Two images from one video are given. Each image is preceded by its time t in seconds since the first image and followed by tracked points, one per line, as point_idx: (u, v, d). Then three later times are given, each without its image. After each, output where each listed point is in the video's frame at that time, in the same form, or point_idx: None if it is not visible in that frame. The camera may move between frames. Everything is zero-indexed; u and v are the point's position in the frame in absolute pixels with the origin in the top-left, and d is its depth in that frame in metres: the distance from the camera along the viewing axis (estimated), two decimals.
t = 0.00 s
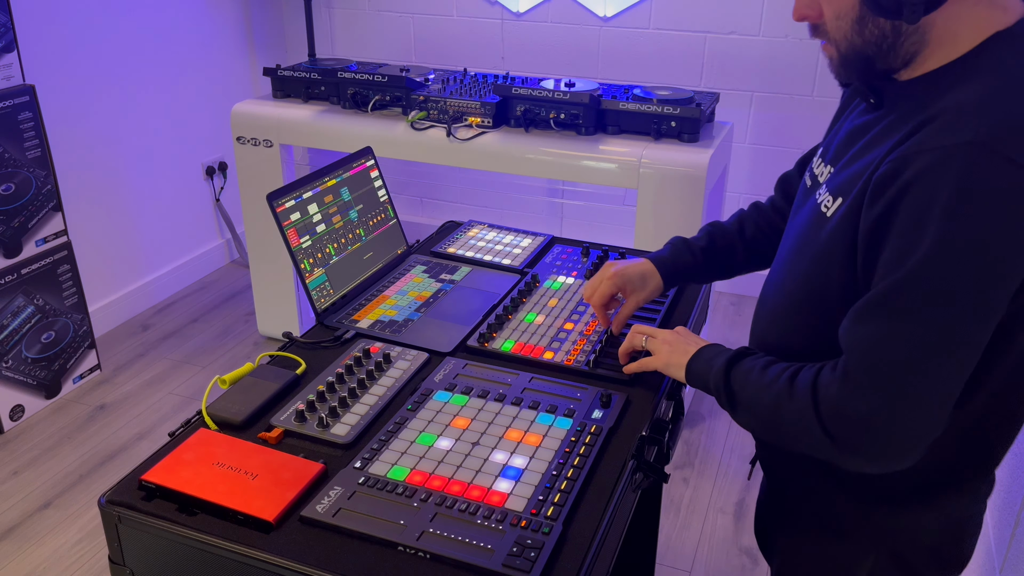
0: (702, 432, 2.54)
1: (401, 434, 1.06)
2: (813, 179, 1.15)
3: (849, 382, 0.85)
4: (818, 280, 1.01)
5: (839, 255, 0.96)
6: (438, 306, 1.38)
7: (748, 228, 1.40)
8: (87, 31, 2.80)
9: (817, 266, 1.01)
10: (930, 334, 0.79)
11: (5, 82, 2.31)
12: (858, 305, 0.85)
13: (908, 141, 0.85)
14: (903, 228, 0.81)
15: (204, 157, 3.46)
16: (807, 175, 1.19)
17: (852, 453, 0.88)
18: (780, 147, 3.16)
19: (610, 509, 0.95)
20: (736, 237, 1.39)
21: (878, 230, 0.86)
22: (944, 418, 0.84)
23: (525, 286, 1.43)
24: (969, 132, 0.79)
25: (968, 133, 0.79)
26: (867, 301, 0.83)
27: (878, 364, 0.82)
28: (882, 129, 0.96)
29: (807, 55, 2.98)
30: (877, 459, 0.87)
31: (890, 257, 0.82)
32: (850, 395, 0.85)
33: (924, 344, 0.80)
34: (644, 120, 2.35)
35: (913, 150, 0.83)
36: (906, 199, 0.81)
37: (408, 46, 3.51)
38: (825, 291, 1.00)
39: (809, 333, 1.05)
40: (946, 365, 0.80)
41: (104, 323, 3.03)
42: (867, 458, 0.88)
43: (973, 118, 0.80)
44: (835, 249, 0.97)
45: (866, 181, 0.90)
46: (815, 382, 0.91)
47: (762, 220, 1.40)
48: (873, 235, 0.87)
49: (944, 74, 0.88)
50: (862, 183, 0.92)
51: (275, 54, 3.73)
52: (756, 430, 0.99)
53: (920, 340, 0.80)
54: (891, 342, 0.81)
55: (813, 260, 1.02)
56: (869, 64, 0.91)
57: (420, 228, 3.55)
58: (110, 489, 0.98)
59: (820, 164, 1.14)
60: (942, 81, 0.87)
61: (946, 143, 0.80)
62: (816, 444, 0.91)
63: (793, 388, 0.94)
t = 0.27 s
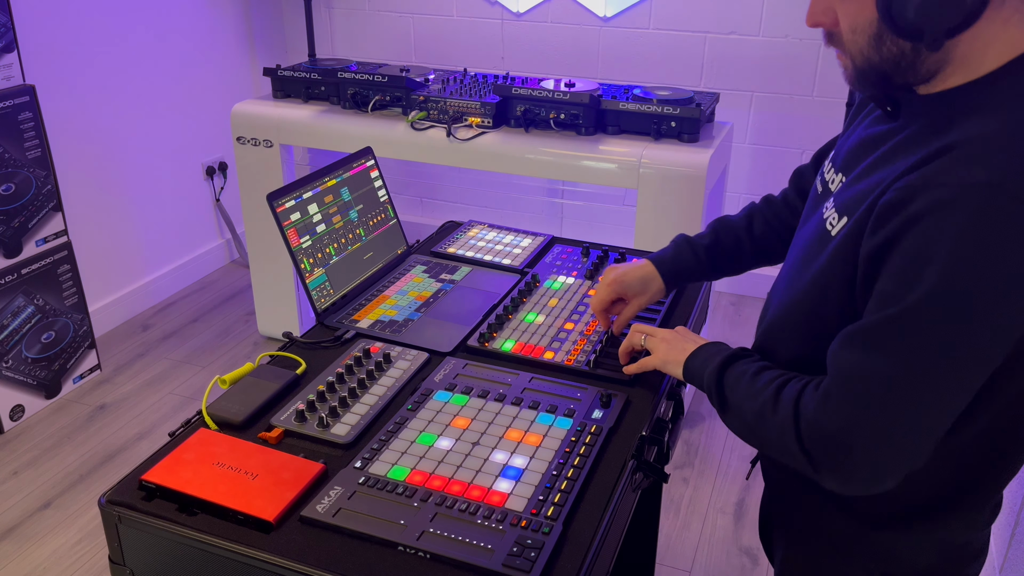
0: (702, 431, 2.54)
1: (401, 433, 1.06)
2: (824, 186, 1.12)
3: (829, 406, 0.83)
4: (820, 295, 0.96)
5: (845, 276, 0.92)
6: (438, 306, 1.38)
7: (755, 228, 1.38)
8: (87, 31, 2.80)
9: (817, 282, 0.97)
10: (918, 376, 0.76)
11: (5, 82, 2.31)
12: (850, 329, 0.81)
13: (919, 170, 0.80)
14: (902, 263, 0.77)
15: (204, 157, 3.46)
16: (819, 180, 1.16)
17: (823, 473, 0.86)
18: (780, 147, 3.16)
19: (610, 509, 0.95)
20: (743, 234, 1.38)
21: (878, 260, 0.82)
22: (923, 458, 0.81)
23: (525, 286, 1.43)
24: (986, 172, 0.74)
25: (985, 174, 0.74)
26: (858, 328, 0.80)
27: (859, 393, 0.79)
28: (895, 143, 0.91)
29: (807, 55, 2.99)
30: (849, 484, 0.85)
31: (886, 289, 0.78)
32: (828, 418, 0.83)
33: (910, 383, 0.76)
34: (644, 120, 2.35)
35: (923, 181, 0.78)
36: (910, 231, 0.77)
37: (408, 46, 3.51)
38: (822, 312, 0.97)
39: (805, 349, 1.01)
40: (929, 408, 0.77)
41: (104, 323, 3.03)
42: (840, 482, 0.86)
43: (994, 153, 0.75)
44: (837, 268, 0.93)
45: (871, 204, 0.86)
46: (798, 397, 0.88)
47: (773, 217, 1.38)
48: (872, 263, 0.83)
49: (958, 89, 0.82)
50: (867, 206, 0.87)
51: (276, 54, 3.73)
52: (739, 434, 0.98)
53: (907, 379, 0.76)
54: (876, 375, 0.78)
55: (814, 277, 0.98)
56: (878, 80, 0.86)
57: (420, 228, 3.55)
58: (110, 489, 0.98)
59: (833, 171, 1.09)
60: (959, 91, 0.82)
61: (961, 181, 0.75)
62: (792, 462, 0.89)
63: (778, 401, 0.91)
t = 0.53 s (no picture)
0: (701, 431, 2.54)
1: (401, 434, 1.06)
2: (824, 194, 1.12)
3: (826, 426, 0.83)
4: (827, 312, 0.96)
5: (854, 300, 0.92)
6: (438, 306, 1.38)
7: (752, 222, 1.38)
8: (87, 31, 2.80)
9: (823, 301, 0.97)
10: (919, 411, 0.76)
11: (5, 82, 2.31)
12: (857, 353, 0.81)
13: (936, 204, 0.80)
14: (915, 296, 0.76)
15: (204, 157, 3.46)
16: (818, 188, 1.16)
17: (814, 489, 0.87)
18: (780, 147, 3.16)
19: (610, 509, 0.95)
20: (740, 229, 1.38)
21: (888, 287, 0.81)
22: (915, 487, 0.82)
23: (525, 286, 1.43)
24: (1008, 218, 0.74)
25: (1007, 219, 0.74)
26: (865, 353, 0.79)
27: (858, 418, 0.79)
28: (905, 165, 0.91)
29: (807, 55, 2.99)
30: (839, 503, 0.85)
31: (897, 319, 0.77)
32: (825, 438, 0.83)
33: (910, 416, 0.76)
34: (644, 120, 2.35)
35: (943, 218, 0.77)
36: (926, 264, 0.76)
37: (408, 46, 3.51)
38: (826, 330, 0.97)
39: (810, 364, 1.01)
40: (926, 441, 0.77)
41: (104, 323, 3.03)
42: (831, 500, 0.86)
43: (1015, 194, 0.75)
44: (845, 289, 0.93)
45: (885, 235, 0.85)
46: (796, 412, 0.88)
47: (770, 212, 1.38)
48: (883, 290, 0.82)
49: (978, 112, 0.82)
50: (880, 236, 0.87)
51: (276, 54, 3.72)
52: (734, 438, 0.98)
53: (908, 411, 0.76)
54: (877, 402, 0.78)
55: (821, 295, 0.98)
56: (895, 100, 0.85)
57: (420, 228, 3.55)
58: (110, 489, 0.98)
59: (833, 182, 1.09)
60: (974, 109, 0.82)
61: (983, 224, 0.74)
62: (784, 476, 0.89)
63: (775, 414, 0.91)
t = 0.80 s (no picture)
0: (701, 431, 2.54)
1: (401, 434, 1.06)
2: (821, 196, 1.12)
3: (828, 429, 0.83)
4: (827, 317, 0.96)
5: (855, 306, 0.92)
6: (438, 306, 1.38)
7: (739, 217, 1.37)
8: (87, 31, 2.80)
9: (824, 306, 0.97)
10: (921, 416, 0.76)
11: (5, 82, 2.31)
12: (860, 357, 0.81)
13: (939, 212, 0.80)
14: (920, 302, 0.76)
15: (204, 157, 3.46)
16: (814, 191, 1.16)
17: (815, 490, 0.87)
18: (780, 147, 3.16)
19: (610, 509, 0.95)
20: (727, 223, 1.37)
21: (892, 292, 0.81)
22: (916, 491, 0.82)
23: (525, 286, 1.43)
24: (1015, 225, 0.74)
25: (1013, 226, 0.74)
26: (868, 357, 0.79)
27: (859, 421, 0.79)
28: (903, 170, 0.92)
29: (807, 55, 2.99)
30: (840, 505, 0.85)
31: (900, 324, 0.77)
32: (826, 440, 0.83)
33: (912, 421, 0.76)
34: (644, 120, 2.35)
35: (948, 224, 0.77)
36: (931, 270, 0.76)
37: (408, 46, 3.51)
38: (825, 333, 0.97)
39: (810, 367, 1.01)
40: (926, 446, 0.77)
41: (103, 323, 3.03)
42: (831, 502, 0.86)
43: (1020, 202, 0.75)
44: (846, 295, 0.93)
45: (887, 241, 0.85)
46: (797, 413, 0.88)
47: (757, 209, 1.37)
48: (886, 295, 0.82)
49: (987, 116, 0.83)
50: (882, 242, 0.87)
51: (276, 54, 3.72)
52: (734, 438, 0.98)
53: (910, 417, 0.76)
54: (879, 406, 0.78)
55: (822, 301, 0.98)
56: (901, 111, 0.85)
57: (420, 227, 3.55)
58: (110, 489, 0.98)
59: (829, 186, 1.09)
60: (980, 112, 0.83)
61: (990, 231, 0.74)
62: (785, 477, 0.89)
63: (776, 415, 0.91)
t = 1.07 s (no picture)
0: (702, 431, 2.54)
1: (401, 434, 1.06)
2: (813, 194, 1.12)
3: (827, 427, 0.83)
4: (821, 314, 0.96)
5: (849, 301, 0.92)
6: (438, 306, 1.38)
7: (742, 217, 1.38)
8: (87, 31, 2.80)
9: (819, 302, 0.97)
10: (919, 412, 0.76)
11: (5, 82, 2.31)
12: (856, 355, 0.81)
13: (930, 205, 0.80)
14: (914, 299, 0.76)
15: (204, 157, 3.46)
16: (806, 190, 1.16)
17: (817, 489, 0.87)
18: (780, 146, 3.16)
19: (610, 509, 0.95)
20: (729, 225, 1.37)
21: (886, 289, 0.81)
22: (916, 486, 0.82)
23: (525, 286, 1.43)
24: (1008, 219, 0.74)
25: (1007, 221, 0.74)
26: (864, 355, 0.79)
27: (859, 420, 0.79)
28: (895, 161, 0.92)
29: (807, 55, 2.99)
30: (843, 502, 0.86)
31: (894, 321, 0.77)
32: (826, 438, 0.83)
33: (911, 417, 0.76)
34: (644, 120, 2.35)
35: (940, 219, 0.77)
36: (924, 267, 0.76)
37: (408, 46, 3.51)
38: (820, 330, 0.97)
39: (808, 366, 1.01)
40: (926, 441, 0.77)
41: (103, 323, 3.03)
42: (834, 500, 0.86)
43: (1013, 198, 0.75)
44: (841, 292, 0.93)
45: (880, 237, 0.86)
46: (796, 411, 0.88)
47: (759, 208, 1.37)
48: (881, 292, 0.82)
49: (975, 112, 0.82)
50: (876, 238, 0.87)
51: (276, 54, 3.72)
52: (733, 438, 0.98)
53: (909, 413, 0.76)
54: (877, 404, 0.78)
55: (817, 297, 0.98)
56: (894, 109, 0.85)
57: (420, 227, 3.55)
58: (110, 489, 0.98)
59: (822, 184, 1.09)
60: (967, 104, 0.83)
61: (982, 225, 0.74)
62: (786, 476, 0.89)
63: (776, 414, 0.91)
